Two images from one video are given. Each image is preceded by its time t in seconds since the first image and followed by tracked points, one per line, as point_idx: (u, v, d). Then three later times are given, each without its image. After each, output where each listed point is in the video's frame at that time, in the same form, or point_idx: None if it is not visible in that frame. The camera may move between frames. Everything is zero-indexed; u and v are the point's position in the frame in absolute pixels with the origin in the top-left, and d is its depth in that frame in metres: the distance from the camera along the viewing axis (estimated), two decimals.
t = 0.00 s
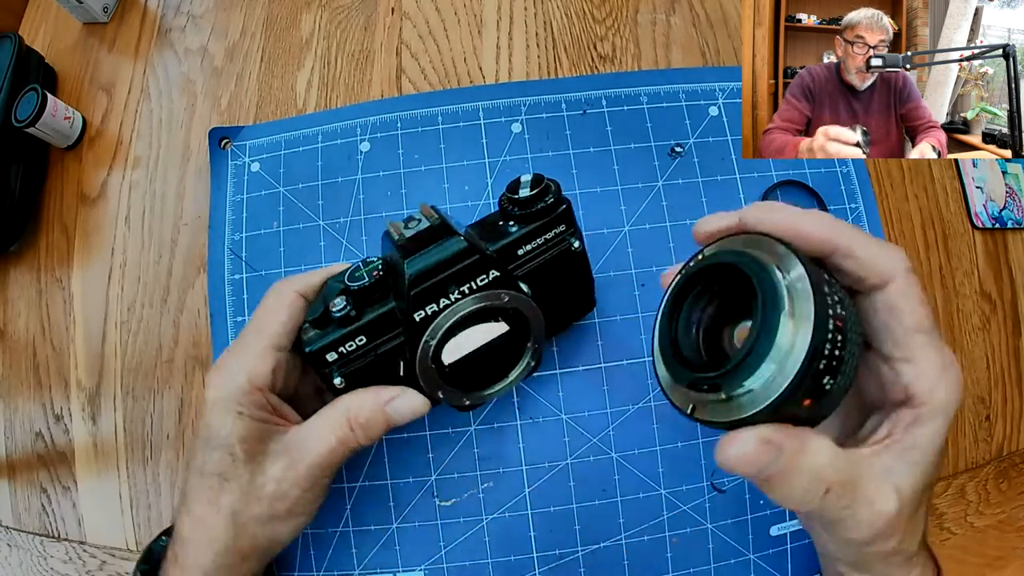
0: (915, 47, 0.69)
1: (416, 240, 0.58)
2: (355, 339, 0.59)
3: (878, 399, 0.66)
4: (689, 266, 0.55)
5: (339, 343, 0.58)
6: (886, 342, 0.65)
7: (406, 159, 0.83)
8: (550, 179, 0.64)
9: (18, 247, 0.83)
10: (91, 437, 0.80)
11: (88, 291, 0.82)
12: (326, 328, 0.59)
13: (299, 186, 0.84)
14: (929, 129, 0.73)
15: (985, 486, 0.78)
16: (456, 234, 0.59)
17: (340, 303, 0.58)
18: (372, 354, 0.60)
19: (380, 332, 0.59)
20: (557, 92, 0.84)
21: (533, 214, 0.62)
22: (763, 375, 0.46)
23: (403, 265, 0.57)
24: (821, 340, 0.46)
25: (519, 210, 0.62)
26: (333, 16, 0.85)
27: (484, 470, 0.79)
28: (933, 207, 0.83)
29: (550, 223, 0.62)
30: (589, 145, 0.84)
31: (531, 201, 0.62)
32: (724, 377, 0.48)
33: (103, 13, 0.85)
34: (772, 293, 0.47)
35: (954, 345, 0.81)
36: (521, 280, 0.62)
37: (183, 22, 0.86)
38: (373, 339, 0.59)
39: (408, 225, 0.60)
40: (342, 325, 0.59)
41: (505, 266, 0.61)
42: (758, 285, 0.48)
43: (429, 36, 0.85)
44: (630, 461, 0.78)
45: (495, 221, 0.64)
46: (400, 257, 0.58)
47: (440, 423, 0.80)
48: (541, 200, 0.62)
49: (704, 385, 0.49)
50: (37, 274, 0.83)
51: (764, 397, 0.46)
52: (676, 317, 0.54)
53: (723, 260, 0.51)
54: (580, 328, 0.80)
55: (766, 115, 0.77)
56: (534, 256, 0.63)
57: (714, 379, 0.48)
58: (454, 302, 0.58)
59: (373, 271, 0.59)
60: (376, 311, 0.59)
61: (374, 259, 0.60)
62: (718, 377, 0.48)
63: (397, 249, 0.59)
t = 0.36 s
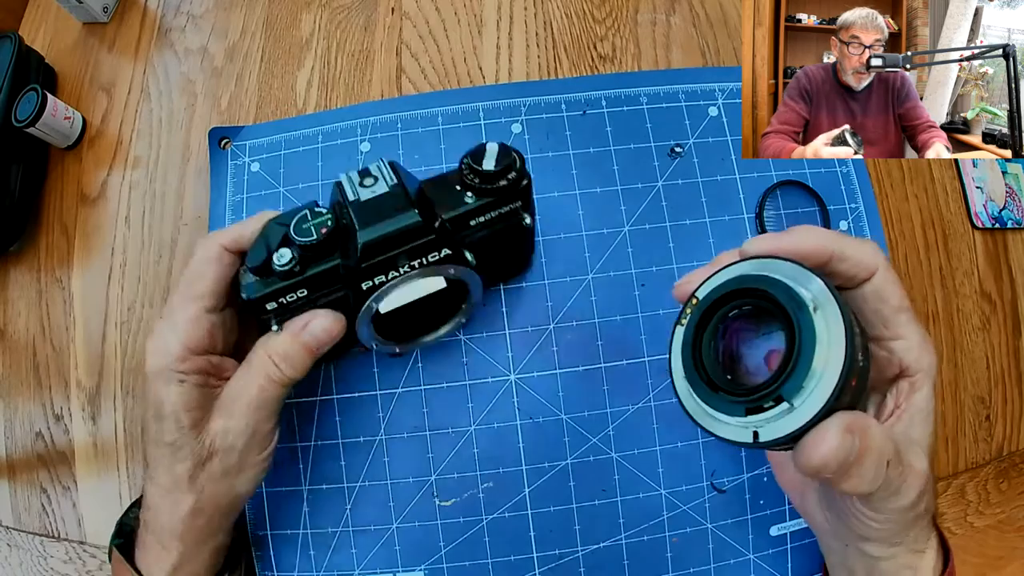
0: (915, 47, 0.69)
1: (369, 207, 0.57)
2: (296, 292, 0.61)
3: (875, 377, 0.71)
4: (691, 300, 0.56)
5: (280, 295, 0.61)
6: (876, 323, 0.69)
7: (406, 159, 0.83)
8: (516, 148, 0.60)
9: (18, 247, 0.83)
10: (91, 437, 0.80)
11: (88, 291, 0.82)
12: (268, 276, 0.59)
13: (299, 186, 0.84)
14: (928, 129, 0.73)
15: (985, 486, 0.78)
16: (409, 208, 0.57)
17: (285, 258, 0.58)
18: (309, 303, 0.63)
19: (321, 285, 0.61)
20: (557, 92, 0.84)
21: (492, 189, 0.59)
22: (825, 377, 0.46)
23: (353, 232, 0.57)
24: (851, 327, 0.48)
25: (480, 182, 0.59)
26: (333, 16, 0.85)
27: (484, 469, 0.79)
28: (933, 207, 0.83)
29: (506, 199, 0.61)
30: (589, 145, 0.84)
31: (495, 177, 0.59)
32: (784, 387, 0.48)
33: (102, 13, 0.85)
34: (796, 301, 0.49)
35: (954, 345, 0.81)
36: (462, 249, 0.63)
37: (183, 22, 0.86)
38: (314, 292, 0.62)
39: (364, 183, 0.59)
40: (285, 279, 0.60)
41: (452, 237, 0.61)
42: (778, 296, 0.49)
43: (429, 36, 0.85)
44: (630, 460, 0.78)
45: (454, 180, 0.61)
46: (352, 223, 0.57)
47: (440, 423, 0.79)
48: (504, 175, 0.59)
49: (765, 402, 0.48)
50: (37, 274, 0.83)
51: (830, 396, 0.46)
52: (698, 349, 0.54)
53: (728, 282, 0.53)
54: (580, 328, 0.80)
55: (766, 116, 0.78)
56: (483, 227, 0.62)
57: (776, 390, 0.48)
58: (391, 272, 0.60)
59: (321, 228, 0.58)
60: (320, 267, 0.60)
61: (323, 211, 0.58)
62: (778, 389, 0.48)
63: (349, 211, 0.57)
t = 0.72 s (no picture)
0: (915, 47, 0.69)
1: (336, 250, 0.63)
2: (275, 304, 0.68)
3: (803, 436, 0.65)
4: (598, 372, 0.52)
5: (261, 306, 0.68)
6: (794, 399, 0.62)
7: (405, 159, 0.83)
8: (480, 171, 0.66)
9: (18, 246, 0.83)
10: (91, 437, 0.80)
11: (88, 291, 0.82)
12: (246, 295, 0.66)
13: (300, 187, 0.84)
14: (927, 128, 0.72)
15: (985, 486, 0.78)
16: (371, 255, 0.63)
17: (263, 286, 0.65)
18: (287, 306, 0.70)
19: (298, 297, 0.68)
20: (557, 92, 0.84)
21: (455, 215, 0.66)
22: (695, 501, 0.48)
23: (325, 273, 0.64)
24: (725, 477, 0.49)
25: (440, 208, 0.65)
26: (332, 16, 0.85)
27: (484, 470, 0.79)
28: (933, 208, 0.83)
29: (466, 219, 0.67)
30: (589, 145, 0.84)
31: (454, 203, 0.65)
32: (664, 503, 0.48)
33: (102, 13, 0.85)
34: (695, 433, 0.48)
35: (954, 345, 0.81)
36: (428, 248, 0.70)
37: (183, 22, 0.86)
38: (292, 302, 0.69)
39: (327, 222, 0.64)
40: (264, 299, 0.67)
41: (414, 250, 0.68)
42: (684, 424, 0.48)
43: (429, 36, 0.84)
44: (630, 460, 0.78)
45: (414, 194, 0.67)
46: (322, 264, 0.64)
47: (440, 423, 0.79)
48: (466, 203, 0.65)
49: (620, 505, 0.50)
50: (37, 274, 0.83)
51: (698, 517, 0.49)
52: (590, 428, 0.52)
53: (646, 384, 0.49)
54: (580, 328, 0.80)
55: (766, 116, 0.78)
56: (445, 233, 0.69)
57: (648, 506, 0.49)
58: (367, 297, 0.68)
59: (291, 262, 0.64)
60: (293, 287, 0.66)
61: (290, 241, 0.64)
62: (659, 504, 0.48)
63: (319, 253, 0.64)
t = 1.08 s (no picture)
0: (915, 48, 0.69)
1: (335, 246, 0.64)
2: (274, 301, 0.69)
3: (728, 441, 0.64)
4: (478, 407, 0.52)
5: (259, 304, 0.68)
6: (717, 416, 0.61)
7: (406, 159, 0.83)
8: (479, 168, 0.65)
9: (18, 246, 0.83)
10: (91, 437, 0.80)
11: (88, 291, 0.82)
12: (246, 292, 0.66)
13: (299, 187, 0.84)
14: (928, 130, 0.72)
15: (985, 486, 0.78)
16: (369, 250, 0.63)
17: (260, 283, 0.65)
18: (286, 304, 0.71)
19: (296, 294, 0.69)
20: (557, 93, 0.84)
21: (452, 212, 0.66)
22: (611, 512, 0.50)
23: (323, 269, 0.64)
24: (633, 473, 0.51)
25: (438, 204, 0.65)
26: (332, 16, 0.84)
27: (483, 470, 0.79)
28: (933, 208, 0.83)
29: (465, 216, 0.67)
30: (589, 145, 0.84)
31: (453, 200, 0.65)
32: (582, 522, 0.50)
33: (102, 13, 0.85)
34: (598, 446, 0.50)
35: (954, 345, 0.81)
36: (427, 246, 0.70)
37: (183, 22, 0.86)
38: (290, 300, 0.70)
39: (326, 218, 0.64)
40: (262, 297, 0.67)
41: (413, 248, 0.68)
42: (585, 438, 0.50)
43: (430, 36, 0.84)
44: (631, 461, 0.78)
45: (413, 190, 0.67)
46: (320, 261, 0.64)
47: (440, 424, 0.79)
48: (464, 200, 0.65)
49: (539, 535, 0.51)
50: (37, 274, 0.83)
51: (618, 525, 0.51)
52: (486, 463, 0.52)
53: (541, 412, 0.50)
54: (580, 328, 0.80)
55: (766, 115, 0.78)
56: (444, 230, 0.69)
57: (568, 529, 0.50)
58: (366, 293, 0.68)
59: (290, 258, 0.65)
60: (293, 284, 0.66)
61: (288, 237, 0.65)
62: (577, 524, 0.50)
63: (317, 249, 0.64)
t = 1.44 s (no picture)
0: (915, 47, 0.69)
1: (334, 246, 0.64)
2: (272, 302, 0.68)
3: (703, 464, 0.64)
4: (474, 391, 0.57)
5: (258, 304, 0.68)
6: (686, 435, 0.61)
7: (406, 159, 0.84)
8: (479, 167, 0.65)
9: (18, 246, 0.82)
10: (91, 437, 0.80)
11: (88, 291, 0.82)
12: (246, 292, 0.67)
13: (300, 187, 0.84)
14: (929, 130, 0.72)
15: (986, 486, 0.78)
16: (368, 249, 0.63)
17: (260, 282, 0.65)
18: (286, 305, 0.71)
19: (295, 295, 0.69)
20: (556, 93, 0.84)
21: (452, 211, 0.66)
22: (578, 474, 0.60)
23: (322, 269, 0.64)
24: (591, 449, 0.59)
25: (438, 204, 0.65)
26: (332, 16, 0.84)
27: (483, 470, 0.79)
28: (934, 208, 0.83)
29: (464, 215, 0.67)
30: (589, 145, 0.84)
31: (453, 199, 0.65)
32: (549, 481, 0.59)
33: (102, 13, 0.85)
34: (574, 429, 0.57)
35: (954, 345, 0.81)
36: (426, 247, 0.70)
37: (183, 22, 0.86)
38: (289, 300, 0.69)
39: (326, 216, 0.64)
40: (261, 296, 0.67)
41: (413, 248, 0.69)
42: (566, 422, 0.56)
43: (430, 36, 0.84)
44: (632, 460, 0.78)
45: (413, 190, 0.67)
46: (319, 260, 0.64)
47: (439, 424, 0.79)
48: (464, 199, 0.65)
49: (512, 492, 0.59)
50: (37, 274, 0.82)
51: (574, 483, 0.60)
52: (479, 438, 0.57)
53: (535, 407, 0.56)
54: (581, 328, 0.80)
55: (766, 115, 0.78)
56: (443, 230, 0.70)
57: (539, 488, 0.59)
58: (365, 292, 0.68)
59: (290, 257, 0.65)
60: (293, 283, 0.67)
61: (288, 236, 0.65)
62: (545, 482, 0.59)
63: (316, 248, 0.64)
